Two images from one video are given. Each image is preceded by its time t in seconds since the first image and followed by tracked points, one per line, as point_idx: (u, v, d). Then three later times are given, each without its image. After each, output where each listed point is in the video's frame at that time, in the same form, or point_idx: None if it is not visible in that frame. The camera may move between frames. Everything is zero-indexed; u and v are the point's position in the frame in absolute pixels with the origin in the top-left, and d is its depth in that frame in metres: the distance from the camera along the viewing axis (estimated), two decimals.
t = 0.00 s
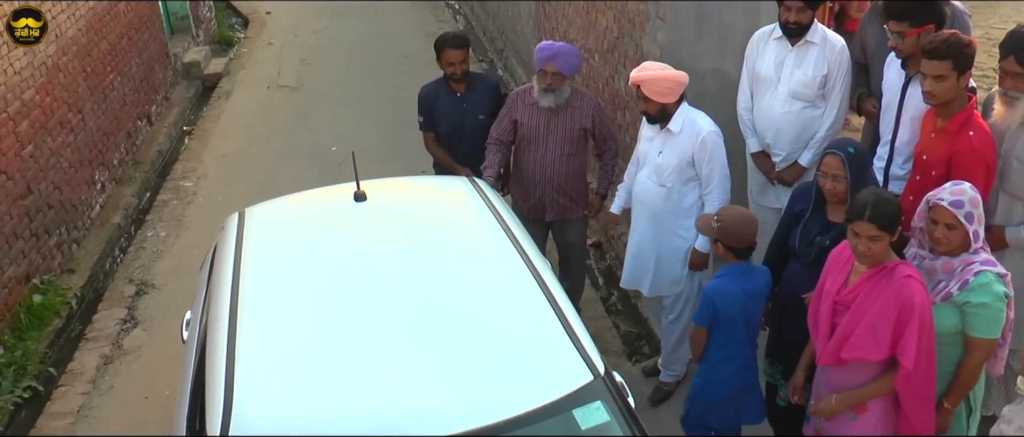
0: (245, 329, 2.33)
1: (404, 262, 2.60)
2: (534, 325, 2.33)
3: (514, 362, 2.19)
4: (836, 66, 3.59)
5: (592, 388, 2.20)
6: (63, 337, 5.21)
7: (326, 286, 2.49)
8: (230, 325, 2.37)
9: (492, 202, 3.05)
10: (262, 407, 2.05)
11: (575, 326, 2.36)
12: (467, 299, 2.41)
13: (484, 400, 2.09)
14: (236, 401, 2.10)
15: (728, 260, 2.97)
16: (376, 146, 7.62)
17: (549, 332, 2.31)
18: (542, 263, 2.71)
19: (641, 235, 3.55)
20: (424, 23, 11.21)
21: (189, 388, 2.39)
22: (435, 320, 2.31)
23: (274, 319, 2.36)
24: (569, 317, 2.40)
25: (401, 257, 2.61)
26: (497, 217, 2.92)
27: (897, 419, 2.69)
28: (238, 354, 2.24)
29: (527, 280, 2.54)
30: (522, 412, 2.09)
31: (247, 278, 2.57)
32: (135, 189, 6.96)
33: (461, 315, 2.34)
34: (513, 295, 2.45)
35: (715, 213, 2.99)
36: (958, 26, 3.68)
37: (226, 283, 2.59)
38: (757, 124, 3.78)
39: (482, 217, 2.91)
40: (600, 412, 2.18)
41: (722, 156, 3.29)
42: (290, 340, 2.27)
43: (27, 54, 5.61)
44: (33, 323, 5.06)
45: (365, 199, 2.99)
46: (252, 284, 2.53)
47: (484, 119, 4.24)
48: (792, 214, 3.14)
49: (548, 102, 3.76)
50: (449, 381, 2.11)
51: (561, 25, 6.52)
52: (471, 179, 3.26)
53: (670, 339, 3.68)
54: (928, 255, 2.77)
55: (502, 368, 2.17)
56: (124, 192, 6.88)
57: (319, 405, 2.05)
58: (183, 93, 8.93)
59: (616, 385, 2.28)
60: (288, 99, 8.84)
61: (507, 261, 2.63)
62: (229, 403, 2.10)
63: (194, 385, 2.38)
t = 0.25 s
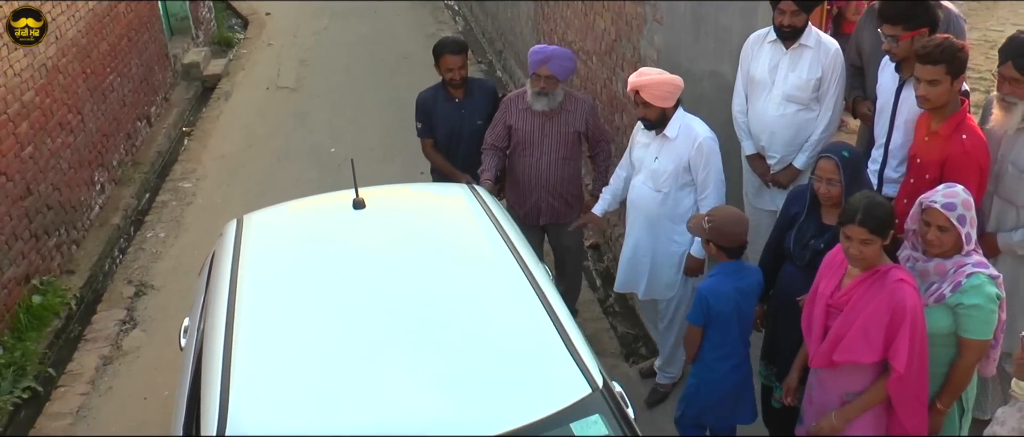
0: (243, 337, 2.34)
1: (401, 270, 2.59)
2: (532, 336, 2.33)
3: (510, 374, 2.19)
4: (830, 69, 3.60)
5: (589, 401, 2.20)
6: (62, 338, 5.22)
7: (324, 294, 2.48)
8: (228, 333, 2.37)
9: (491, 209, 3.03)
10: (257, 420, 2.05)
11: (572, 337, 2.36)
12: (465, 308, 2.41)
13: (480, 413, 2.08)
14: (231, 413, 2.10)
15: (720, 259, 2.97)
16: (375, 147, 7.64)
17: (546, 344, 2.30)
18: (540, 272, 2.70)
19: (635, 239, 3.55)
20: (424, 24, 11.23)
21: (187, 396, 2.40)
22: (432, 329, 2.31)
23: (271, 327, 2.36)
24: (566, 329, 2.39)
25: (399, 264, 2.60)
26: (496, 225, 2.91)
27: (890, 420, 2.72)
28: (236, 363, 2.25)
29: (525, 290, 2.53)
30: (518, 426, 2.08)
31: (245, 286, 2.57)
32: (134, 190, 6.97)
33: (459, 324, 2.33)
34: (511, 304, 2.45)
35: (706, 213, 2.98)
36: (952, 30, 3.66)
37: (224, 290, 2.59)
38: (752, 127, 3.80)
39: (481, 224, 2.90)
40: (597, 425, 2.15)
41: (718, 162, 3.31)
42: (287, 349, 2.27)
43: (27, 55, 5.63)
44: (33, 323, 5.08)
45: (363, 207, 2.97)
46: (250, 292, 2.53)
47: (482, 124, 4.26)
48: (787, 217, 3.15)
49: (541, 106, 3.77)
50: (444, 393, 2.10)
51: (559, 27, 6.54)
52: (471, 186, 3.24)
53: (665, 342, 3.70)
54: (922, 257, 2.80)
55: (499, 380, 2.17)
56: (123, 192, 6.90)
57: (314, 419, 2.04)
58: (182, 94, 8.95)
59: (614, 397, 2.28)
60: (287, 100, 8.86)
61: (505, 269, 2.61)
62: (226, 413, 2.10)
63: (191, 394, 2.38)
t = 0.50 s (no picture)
0: (237, 343, 2.32)
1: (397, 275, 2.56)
2: (529, 342, 2.30)
3: (506, 381, 2.16)
4: (823, 72, 3.63)
5: (586, 417, 2.16)
6: (61, 338, 5.24)
7: (320, 299, 2.47)
8: (223, 339, 2.36)
9: (489, 214, 3.01)
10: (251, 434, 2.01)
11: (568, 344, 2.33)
12: (460, 312, 2.38)
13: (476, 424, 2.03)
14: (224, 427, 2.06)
15: (710, 260, 3.00)
16: (373, 148, 7.66)
17: (542, 350, 2.28)
18: (537, 279, 2.67)
19: (630, 243, 3.57)
20: (422, 25, 11.25)
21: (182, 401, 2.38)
22: (428, 334, 2.28)
23: (266, 332, 2.34)
24: (562, 336, 2.36)
25: (395, 269, 2.58)
26: (493, 230, 2.88)
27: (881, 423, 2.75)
28: (230, 369, 2.23)
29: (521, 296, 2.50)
30: None
31: (240, 291, 2.56)
32: (133, 191, 6.99)
33: (455, 328, 2.31)
34: (508, 309, 2.42)
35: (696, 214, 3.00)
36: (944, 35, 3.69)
37: (220, 296, 2.58)
38: (746, 129, 3.82)
39: (479, 229, 2.87)
40: None
41: (714, 167, 3.34)
42: (281, 355, 2.25)
43: (26, 56, 5.66)
44: (32, 324, 5.10)
45: (362, 215, 2.93)
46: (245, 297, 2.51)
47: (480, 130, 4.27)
48: (781, 220, 3.17)
49: (531, 110, 3.80)
50: (440, 404, 2.06)
51: (557, 29, 6.56)
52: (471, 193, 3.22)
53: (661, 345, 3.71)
54: (914, 259, 2.82)
55: (495, 386, 2.14)
56: (122, 194, 6.91)
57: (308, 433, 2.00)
58: (182, 95, 8.96)
59: (612, 412, 2.24)
60: (286, 101, 8.87)
61: (501, 275, 2.59)
62: (219, 420, 2.08)
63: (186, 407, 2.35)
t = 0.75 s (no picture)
0: (232, 348, 2.31)
1: (392, 281, 2.55)
2: (524, 349, 2.28)
3: (500, 391, 2.12)
4: (816, 76, 3.66)
5: (583, 428, 2.10)
6: (60, 339, 5.25)
7: (315, 305, 2.46)
8: (218, 345, 2.35)
9: (486, 220, 2.99)
10: None
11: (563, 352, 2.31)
12: (455, 318, 2.37)
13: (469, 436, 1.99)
14: None
15: (702, 262, 3.01)
16: (371, 149, 7.68)
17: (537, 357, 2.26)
18: (533, 286, 2.65)
19: (626, 249, 3.57)
20: (421, 27, 11.27)
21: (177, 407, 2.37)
22: (422, 340, 2.27)
23: (261, 338, 2.33)
24: (557, 343, 2.34)
25: (391, 278, 2.55)
26: (490, 236, 2.87)
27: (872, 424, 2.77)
28: (224, 375, 2.22)
29: (516, 303, 2.48)
30: None
31: (236, 296, 2.55)
32: (132, 192, 7.00)
33: (450, 334, 2.30)
34: (503, 315, 2.41)
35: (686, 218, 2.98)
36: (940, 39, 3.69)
37: (216, 301, 2.57)
38: (740, 132, 3.84)
39: (476, 234, 2.86)
40: None
41: (707, 172, 3.35)
42: (275, 361, 2.24)
43: (25, 58, 5.68)
44: (30, 325, 5.12)
45: (359, 225, 2.89)
46: (241, 303, 2.50)
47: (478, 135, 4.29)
48: (775, 222, 3.19)
49: (521, 115, 3.83)
50: (433, 416, 2.02)
51: (554, 31, 6.58)
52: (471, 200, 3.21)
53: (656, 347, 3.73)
54: (906, 261, 2.84)
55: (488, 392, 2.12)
56: (120, 195, 6.93)
57: None
58: (180, 96, 8.98)
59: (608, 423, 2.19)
60: (284, 102, 8.89)
61: (497, 281, 2.57)
62: (212, 427, 2.07)
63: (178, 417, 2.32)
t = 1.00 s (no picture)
0: (227, 357, 2.30)
1: (388, 290, 2.54)
2: (518, 358, 2.27)
3: (497, 404, 2.11)
4: (809, 79, 3.68)
5: None
6: (57, 341, 5.27)
7: (310, 312, 2.45)
8: (213, 353, 2.34)
9: (483, 228, 2.99)
10: None
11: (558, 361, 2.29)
12: (450, 326, 2.36)
13: None
14: None
15: (693, 265, 3.02)
16: (369, 151, 7.70)
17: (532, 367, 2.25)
18: (529, 294, 2.64)
19: (620, 252, 3.57)
20: (418, 28, 11.30)
21: (171, 416, 2.36)
22: (418, 349, 2.26)
23: (256, 346, 2.32)
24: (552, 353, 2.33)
25: (387, 289, 2.54)
26: (486, 244, 2.86)
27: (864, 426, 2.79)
28: (219, 383, 2.21)
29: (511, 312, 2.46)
30: None
31: (231, 303, 2.54)
32: (129, 194, 7.02)
33: (445, 343, 2.29)
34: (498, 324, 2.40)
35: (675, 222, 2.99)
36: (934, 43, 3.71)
37: (211, 309, 2.56)
38: (733, 135, 3.86)
39: (472, 242, 2.86)
40: None
41: (700, 176, 3.38)
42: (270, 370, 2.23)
43: (24, 60, 5.70)
44: (28, 326, 5.13)
45: (356, 233, 2.87)
46: (236, 311, 2.49)
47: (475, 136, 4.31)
48: (767, 226, 3.22)
49: (509, 121, 3.84)
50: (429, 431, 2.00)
51: (551, 33, 6.60)
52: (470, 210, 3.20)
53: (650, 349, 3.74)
54: (898, 263, 2.86)
55: (483, 401, 2.11)
56: (118, 196, 6.95)
57: None
58: (178, 98, 8.99)
59: None
60: (282, 104, 8.90)
61: (493, 290, 2.56)
62: None
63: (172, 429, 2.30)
